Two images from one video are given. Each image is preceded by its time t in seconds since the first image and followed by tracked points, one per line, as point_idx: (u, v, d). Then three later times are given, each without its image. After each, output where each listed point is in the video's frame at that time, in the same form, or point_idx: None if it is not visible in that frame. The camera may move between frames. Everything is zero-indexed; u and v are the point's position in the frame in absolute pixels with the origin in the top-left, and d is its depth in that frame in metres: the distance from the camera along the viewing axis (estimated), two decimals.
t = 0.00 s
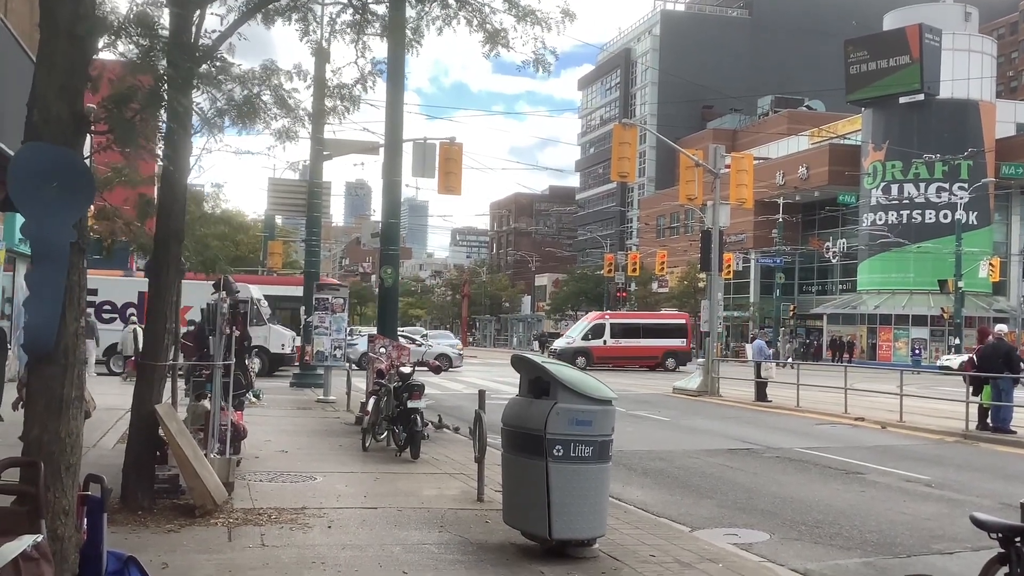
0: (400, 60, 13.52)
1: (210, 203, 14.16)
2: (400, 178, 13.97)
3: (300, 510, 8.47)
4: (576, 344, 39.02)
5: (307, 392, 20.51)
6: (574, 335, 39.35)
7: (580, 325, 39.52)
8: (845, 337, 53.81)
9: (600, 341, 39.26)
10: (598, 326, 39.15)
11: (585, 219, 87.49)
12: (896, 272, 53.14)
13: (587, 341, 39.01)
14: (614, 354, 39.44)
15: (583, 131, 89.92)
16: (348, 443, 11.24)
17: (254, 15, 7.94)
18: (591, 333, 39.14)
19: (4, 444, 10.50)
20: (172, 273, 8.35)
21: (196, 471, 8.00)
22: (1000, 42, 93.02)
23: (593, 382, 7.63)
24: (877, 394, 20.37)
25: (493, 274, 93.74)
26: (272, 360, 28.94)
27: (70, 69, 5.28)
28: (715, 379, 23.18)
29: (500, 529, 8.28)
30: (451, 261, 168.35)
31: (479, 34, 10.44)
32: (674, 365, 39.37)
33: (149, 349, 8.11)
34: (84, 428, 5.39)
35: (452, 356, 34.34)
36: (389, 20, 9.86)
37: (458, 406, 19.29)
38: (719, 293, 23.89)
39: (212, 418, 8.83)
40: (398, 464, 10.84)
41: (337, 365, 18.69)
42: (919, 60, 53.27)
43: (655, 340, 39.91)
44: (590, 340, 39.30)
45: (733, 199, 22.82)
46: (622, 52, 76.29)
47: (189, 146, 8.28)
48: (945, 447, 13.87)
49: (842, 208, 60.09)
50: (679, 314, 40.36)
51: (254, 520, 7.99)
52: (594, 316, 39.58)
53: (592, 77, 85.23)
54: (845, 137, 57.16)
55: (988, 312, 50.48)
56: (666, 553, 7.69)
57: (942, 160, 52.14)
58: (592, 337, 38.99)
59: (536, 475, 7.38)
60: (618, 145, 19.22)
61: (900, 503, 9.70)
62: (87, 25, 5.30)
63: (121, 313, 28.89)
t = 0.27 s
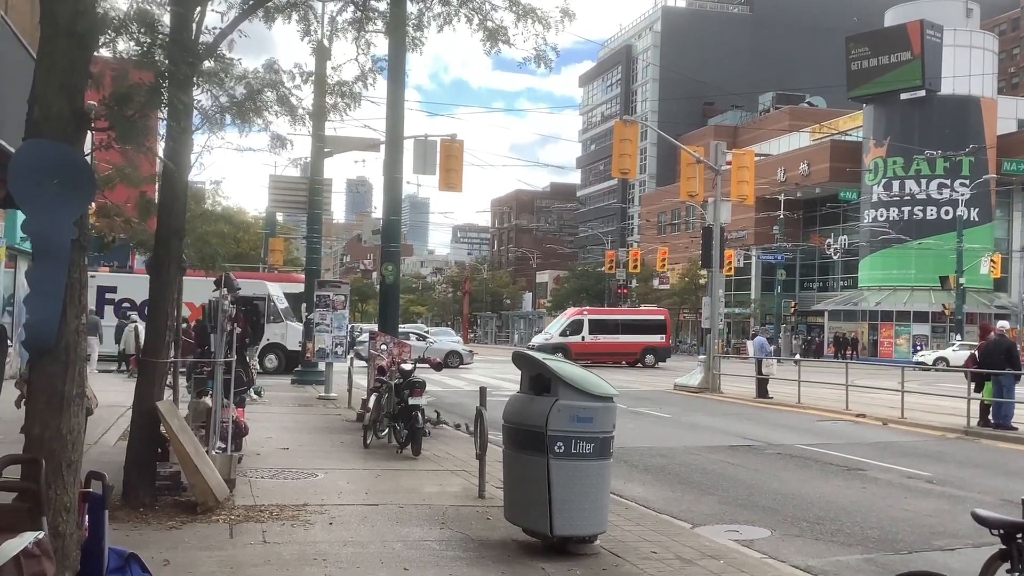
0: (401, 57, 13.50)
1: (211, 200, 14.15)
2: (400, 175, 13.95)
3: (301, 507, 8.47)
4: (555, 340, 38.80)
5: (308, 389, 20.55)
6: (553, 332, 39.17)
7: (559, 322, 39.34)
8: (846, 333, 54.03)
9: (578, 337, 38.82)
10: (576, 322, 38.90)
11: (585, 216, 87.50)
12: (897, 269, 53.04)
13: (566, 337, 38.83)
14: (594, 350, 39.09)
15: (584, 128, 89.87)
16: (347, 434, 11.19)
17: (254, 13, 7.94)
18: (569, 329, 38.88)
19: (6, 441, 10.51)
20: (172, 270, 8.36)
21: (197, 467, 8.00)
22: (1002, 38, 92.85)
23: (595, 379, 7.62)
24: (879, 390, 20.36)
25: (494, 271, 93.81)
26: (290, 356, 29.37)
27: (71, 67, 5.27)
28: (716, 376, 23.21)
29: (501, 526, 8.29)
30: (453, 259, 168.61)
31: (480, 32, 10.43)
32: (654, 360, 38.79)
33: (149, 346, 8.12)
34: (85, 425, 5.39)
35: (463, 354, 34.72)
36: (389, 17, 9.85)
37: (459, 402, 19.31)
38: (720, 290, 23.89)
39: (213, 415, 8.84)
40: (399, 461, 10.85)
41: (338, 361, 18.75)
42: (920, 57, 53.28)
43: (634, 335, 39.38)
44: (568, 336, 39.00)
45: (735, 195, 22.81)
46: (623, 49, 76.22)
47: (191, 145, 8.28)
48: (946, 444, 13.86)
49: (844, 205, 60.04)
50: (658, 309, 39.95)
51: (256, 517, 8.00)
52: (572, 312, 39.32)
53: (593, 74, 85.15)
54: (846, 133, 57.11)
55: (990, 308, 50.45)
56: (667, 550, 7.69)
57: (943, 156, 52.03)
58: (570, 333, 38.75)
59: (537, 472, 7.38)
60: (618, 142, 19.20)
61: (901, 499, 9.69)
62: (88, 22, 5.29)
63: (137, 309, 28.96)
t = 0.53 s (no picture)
0: (403, 55, 13.49)
1: (212, 198, 14.13)
2: (401, 173, 13.94)
3: (302, 505, 8.47)
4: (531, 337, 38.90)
5: (309, 386, 20.57)
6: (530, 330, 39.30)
7: (537, 319, 39.43)
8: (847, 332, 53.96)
9: (554, 334, 38.72)
10: (552, 319, 38.87)
11: (586, 214, 87.49)
12: (898, 267, 53.04)
13: (542, 334, 38.81)
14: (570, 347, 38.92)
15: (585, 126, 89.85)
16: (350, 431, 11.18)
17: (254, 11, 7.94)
18: (545, 326, 38.86)
19: (7, 439, 10.53)
20: (173, 268, 8.38)
21: (198, 465, 8.01)
22: (1003, 36, 92.80)
23: (596, 377, 7.62)
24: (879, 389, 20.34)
25: (495, 269, 93.83)
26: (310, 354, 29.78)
27: (71, 64, 5.27)
28: (718, 374, 23.20)
29: (502, 524, 8.29)
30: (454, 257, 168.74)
31: (481, 30, 10.43)
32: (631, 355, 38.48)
33: (151, 344, 8.12)
34: (86, 423, 5.41)
35: (473, 352, 35.07)
36: (389, 14, 9.83)
37: (460, 400, 19.32)
38: (720, 288, 23.90)
39: (214, 413, 8.84)
40: (400, 459, 10.84)
41: (338, 360, 18.74)
42: (922, 55, 53.17)
43: (611, 333, 39.13)
44: (544, 334, 38.96)
45: (736, 193, 22.80)
46: (624, 47, 76.17)
47: (192, 142, 8.29)
48: (948, 442, 13.86)
49: (845, 203, 60.03)
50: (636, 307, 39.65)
51: (256, 515, 8.01)
52: (550, 310, 39.30)
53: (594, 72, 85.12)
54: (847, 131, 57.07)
55: (991, 306, 50.40)
56: (668, 548, 7.70)
57: (945, 154, 52.02)
58: (545, 330, 38.72)
59: (538, 470, 7.38)
60: (619, 140, 19.19)
61: (902, 497, 9.69)
62: (88, 20, 5.29)
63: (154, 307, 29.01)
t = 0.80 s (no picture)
0: (404, 55, 13.50)
1: (213, 197, 14.13)
2: (402, 172, 13.94)
3: (302, 504, 8.47)
4: (506, 336, 39.02)
5: (309, 386, 20.56)
6: (505, 328, 39.43)
7: (512, 318, 39.54)
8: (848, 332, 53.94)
9: (528, 333, 38.77)
10: (527, 318, 38.95)
11: (587, 214, 87.47)
12: (898, 267, 53.00)
13: (517, 332, 38.95)
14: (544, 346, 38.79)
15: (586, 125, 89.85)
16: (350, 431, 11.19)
17: (254, 10, 7.95)
18: (520, 326, 39.01)
19: (8, 438, 10.52)
20: (174, 266, 8.39)
21: (199, 465, 8.01)
22: (1004, 36, 92.74)
23: (597, 377, 7.63)
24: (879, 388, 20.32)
25: (495, 269, 93.86)
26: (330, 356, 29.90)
27: (72, 63, 5.28)
28: (718, 374, 23.18)
29: (502, 524, 8.30)
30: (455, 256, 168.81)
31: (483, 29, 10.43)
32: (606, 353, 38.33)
33: (151, 342, 8.12)
34: (86, 422, 5.41)
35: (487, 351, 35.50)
36: (391, 12, 9.82)
37: (460, 400, 19.28)
38: (721, 288, 23.89)
39: (215, 411, 8.84)
40: (400, 459, 10.84)
41: (339, 359, 18.69)
42: (923, 54, 53.08)
43: (585, 332, 38.92)
44: (520, 333, 39.10)
45: (737, 192, 22.78)
46: (625, 47, 76.13)
47: (193, 141, 8.30)
48: (947, 442, 13.84)
49: (845, 203, 60.01)
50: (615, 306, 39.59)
51: (257, 514, 8.00)
52: (525, 309, 39.38)
53: (595, 72, 85.11)
54: (848, 131, 57.05)
55: (991, 307, 50.35)
56: (668, 547, 7.70)
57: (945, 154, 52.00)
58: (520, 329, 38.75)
59: (538, 469, 7.38)
60: (620, 139, 19.17)
61: (902, 498, 9.68)
62: (88, 19, 5.30)
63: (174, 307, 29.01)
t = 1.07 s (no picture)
0: (405, 56, 13.51)
1: (215, 198, 14.14)
2: (403, 173, 13.95)
3: (303, 504, 8.47)
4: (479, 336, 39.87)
5: (310, 386, 20.55)
6: (478, 328, 40.17)
7: (485, 318, 40.33)
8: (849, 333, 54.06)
9: (501, 333, 39.60)
10: (500, 318, 39.79)
11: (588, 214, 87.45)
12: (899, 268, 52.95)
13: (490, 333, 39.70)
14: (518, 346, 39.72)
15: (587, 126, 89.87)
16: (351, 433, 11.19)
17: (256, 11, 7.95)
18: (493, 325, 39.73)
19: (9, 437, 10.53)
20: (174, 265, 8.40)
21: (200, 465, 8.01)
22: (1006, 37, 92.67)
23: (597, 377, 7.62)
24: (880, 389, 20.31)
25: (496, 270, 93.82)
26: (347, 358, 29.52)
27: (73, 63, 5.29)
28: (719, 375, 23.15)
29: (503, 524, 8.29)
30: (456, 257, 168.82)
31: (483, 32, 10.43)
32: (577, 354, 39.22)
33: (153, 342, 8.15)
34: (87, 422, 5.40)
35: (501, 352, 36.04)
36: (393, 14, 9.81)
37: (461, 400, 19.29)
38: (722, 289, 23.86)
39: (216, 411, 8.84)
40: (401, 459, 10.84)
41: (340, 360, 18.72)
42: (925, 55, 53.24)
43: (559, 332, 39.80)
44: (493, 332, 39.88)
45: (738, 193, 22.76)
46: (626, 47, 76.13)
47: (194, 141, 8.30)
48: (948, 443, 13.83)
49: (847, 204, 59.98)
50: (587, 306, 40.41)
51: (258, 514, 8.00)
52: (498, 309, 40.27)
53: (597, 73, 85.11)
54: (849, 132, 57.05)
55: (993, 308, 50.31)
56: (669, 548, 7.70)
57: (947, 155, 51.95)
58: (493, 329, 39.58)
59: (539, 469, 7.38)
60: (621, 139, 19.15)
61: (903, 499, 9.67)
62: (89, 19, 5.30)
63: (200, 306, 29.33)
